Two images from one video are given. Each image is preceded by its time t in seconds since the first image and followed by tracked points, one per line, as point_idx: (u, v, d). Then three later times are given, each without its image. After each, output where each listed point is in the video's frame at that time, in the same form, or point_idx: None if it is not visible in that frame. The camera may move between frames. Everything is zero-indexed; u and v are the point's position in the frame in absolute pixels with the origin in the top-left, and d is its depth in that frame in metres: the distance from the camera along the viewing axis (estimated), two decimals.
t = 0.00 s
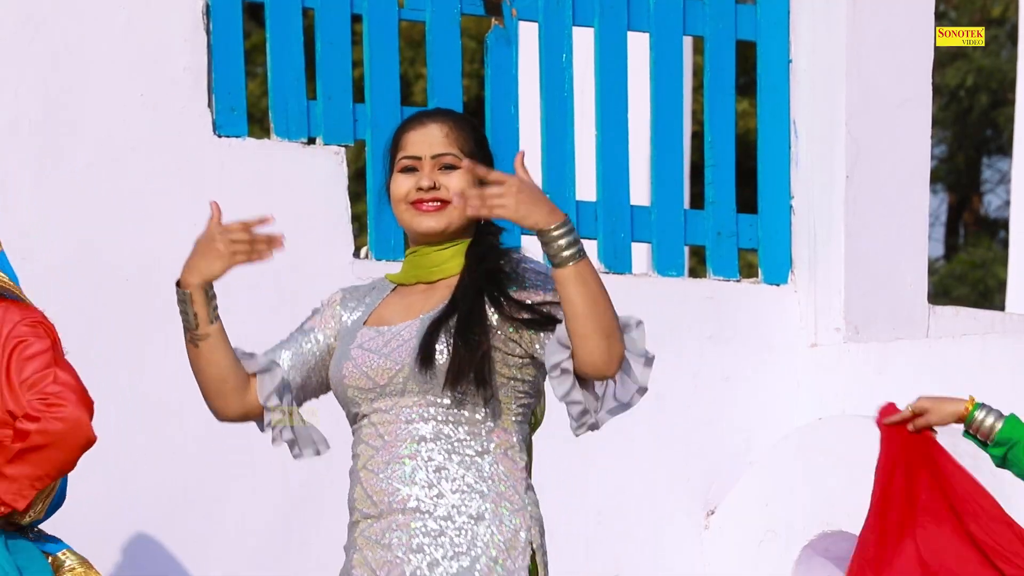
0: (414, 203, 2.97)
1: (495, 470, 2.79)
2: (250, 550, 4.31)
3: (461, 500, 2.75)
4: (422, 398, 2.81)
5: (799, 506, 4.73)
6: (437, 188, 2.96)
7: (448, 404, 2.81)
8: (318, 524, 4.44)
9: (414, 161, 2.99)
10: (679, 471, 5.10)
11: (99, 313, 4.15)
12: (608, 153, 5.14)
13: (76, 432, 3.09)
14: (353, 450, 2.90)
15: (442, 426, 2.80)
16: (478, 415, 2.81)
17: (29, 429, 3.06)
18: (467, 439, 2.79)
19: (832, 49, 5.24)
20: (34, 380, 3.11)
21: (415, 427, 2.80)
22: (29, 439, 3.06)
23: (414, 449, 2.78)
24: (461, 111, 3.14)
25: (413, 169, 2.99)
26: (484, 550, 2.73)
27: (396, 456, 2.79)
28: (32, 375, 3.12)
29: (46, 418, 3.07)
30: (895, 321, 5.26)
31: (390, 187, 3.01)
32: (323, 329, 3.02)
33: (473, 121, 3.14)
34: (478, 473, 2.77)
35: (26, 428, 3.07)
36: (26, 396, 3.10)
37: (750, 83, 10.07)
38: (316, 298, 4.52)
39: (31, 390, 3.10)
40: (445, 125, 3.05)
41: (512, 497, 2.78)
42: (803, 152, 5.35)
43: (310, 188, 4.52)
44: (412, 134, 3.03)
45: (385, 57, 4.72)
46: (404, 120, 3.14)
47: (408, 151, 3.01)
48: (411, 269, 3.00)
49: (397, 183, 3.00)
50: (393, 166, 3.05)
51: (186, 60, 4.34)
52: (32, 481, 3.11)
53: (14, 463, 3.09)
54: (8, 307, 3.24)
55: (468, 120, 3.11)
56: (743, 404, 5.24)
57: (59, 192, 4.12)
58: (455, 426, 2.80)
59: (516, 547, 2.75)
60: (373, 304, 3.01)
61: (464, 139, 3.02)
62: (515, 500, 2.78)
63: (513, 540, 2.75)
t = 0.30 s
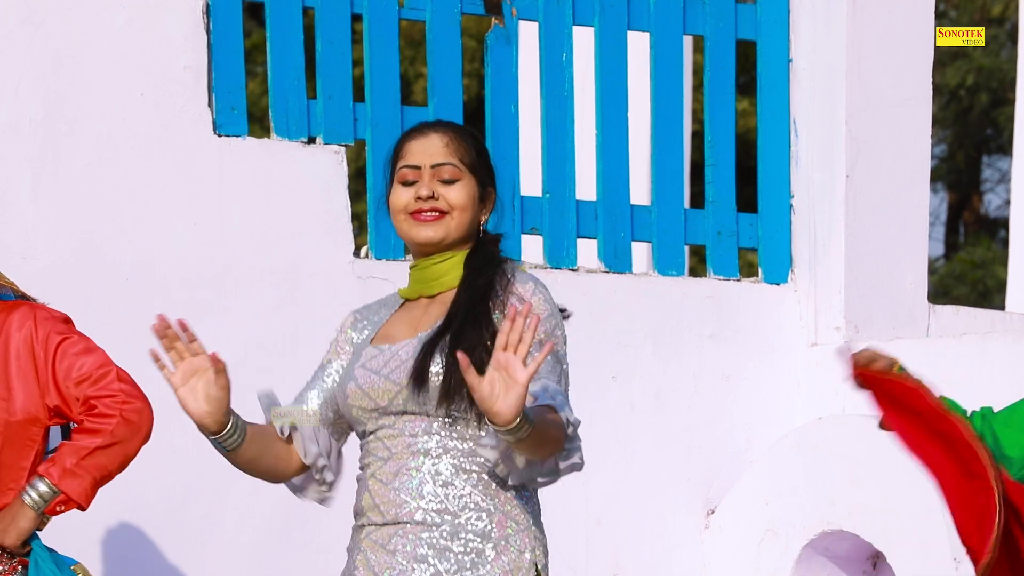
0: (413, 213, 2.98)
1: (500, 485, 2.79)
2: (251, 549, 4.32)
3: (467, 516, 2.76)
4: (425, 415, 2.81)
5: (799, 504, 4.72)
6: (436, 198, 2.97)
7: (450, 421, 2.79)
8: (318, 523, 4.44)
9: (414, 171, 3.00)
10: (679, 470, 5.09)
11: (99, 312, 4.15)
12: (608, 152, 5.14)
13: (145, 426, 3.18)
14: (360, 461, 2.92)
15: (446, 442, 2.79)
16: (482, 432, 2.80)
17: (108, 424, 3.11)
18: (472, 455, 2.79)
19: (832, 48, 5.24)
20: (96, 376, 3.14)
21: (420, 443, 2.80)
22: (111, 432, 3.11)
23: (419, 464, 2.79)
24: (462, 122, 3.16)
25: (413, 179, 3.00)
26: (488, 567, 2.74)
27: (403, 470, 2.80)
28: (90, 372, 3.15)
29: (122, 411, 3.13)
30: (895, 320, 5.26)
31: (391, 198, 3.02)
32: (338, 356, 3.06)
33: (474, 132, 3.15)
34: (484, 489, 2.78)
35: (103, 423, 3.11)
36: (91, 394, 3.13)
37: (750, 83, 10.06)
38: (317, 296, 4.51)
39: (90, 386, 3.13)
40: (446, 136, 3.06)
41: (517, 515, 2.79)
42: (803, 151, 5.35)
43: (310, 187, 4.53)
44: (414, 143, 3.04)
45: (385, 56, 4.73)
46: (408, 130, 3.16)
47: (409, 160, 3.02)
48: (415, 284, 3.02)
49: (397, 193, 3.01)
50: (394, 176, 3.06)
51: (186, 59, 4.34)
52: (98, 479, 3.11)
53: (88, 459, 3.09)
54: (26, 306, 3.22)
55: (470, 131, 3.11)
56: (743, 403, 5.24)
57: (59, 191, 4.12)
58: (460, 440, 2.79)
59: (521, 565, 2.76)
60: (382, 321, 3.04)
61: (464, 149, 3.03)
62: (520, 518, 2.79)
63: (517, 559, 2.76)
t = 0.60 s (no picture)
0: (432, 216, 3.00)
1: (487, 449, 2.88)
2: (251, 549, 4.32)
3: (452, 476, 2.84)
4: (418, 382, 2.91)
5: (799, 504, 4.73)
6: (457, 203, 3.00)
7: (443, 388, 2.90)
8: (318, 523, 4.44)
9: (432, 173, 3.01)
10: (679, 470, 5.09)
11: (99, 311, 4.15)
12: (608, 152, 5.14)
13: (160, 424, 3.14)
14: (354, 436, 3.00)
15: (436, 407, 2.89)
16: (473, 396, 2.91)
17: (128, 424, 3.05)
18: (460, 420, 2.89)
19: (833, 48, 5.24)
20: (111, 376, 3.08)
21: (410, 409, 2.89)
22: (130, 433, 3.05)
23: (408, 429, 2.88)
24: (466, 111, 3.15)
25: (431, 181, 3.01)
26: (471, 520, 2.80)
27: (391, 435, 2.89)
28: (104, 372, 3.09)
29: (140, 412, 3.07)
30: (895, 320, 5.26)
31: (407, 198, 3.03)
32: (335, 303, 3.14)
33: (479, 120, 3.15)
34: (470, 451, 2.87)
35: (122, 423, 3.05)
36: (107, 393, 3.07)
37: (750, 82, 10.05)
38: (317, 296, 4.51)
39: (106, 386, 3.07)
40: (459, 134, 3.06)
41: (502, 474, 2.86)
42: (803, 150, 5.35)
43: (311, 186, 4.53)
44: (429, 144, 3.03)
45: (386, 55, 4.73)
46: (412, 122, 3.14)
47: (424, 162, 3.02)
48: (418, 265, 3.08)
49: (414, 194, 3.02)
50: (406, 172, 3.05)
51: (186, 59, 4.34)
52: (115, 478, 3.07)
53: (107, 460, 3.04)
54: (33, 304, 3.15)
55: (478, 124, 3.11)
56: (744, 403, 5.23)
57: (59, 191, 4.12)
58: (449, 406, 2.89)
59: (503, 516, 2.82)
60: (379, 291, 3.11)
61: (480, 149, 3.04)
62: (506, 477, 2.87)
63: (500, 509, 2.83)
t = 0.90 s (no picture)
0: (441, 239, 2.97)
1: (509, 479, 2.83)
2: (251, 550, 4.31)
3: (475, 511, 2.78)
4: (438, 404, 2.85)
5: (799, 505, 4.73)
6: (465, 224, 2.96)
7: (463, 413, 2.84)
8: (318, 523, 4.44)
9: (437, 196, 2.97)
10: (679, 470, 5.09)
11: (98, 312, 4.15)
12: (608, 151, 5.14)
13: (183, 435, 3.13)
14: (369, 459, 2.94)
15: (457, 434, 2.83)
16: (494, 423, 2.85)
17: (147, 433, 3.05)
18: (481, 449, 2.83)
19: (832, 48, 5.24)
20: (136, 384, 3.07)
21: (430, 435, 2.84)
22: (150, 441, 3.05)
23: (428, 457, 2.82)
24: (466, 128, 3.11)
25: (437, 204, 2.97)
26: (496, 561, 2.76)
27: (410, 464, 2.83)
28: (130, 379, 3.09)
29: (161, 420, 3.06)
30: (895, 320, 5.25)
31: (414, 223, 2.99)
32: (346, 332, 3.08)
33: (481, 136, 3.10)
34: (492, 482, 2.81)
35: (142, 431, 3.05)
36: (131, 401, 3.07)
37: (750, 82, 10.05)
38: (317, 297, 4.51)
39: (130, 394, 3.06)
40: (460, 154, 3.02)
41: (525, 508, 2.81)
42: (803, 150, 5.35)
43: (311, 186, 4.53)
44: (432, 166, 3.00)
45: (385, 55, 4.73)
46: (411, 141, 3.10)
47: (429, 185, 2.98)
48: (428, 283, 3.06)
49: (421, 219, 2.98)
50: (411, 198, 3.02)
51: (186, 59, 4.34)
52: (133, 485, 3.07)
53: (126, 466, 3.04)
54: (66, 311, 3.17)
55: (478, 141, 3.07)
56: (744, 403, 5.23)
57: (59, 191, 4.12)
58: (470, 433, 2.84)
59: (528, 559, 2.78)
60: (391, 314, 3.06)
61: (482, 167, 3.00)
62: (529, 512, 2.82)
63: (525, 551, 2.78)
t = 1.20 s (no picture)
0: (438, 235, 2.94)
1: (506, 464, 2.82)
2: (251, 549, 4.31)
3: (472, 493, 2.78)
4: (435, 397, 2.84)
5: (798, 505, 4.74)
6: (463, 222, 2.92)
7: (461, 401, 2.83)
8: (318, 523, 4.44)
9: (435, 194, 2.92)
10: (679, 470, 5.09)
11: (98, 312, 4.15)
12: (607, 151, 5.14)
13: (178, 437, 3.10)
14: (366, 445, 2.93)
15: (454, 421, 2.83)
16: (491, 411, 2.85)
17: (141, 434, 3.03)
18: (479, 434, 2.83)
19: (832, 48, 5.24)
20: (132, 385, 3.06)
21: (428, 422, 2.83)
22: (142, 442, 3.03)
23: (426, 442, 2.81)
24: (462, 117, 3.03)
25: (434, 201, 2.93)
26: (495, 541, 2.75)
27: (408, 448, 2.82)
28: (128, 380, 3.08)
29: (156, 421, 3.05)
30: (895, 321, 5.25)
31: (411, 218, 2.95)
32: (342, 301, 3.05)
33: (478, 126, 3.03)
34: (490, 466, 2.80)
35: (135, 432, 3.03)
36: (128, 402, 3.05)
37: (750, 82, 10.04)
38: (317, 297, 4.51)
39: (126, 394, 3.05)
40: (459, 149, 2.96)
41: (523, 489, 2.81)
42: (803, 150, 5.35)
43: (311, 186, 4.53)
44: (430, 163, 2.94)
45: (385, 55, 4.73)
46: (406, 133, 3.04)
47: (427, 182, 2.93)
48: (423, 270, 3.03)
49: (418, 215, 2.94)
50: (408, 191, 2.97)
51: (186, 59, 4.34)
52: (128, 488, 3.04)
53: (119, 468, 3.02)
54: (70, 312, 3.18)
55: (472, 133, 3.01)
56: (743, 403, 5.23)
57: (59, 191, 4.12)
58: (467, 420, 2.83)
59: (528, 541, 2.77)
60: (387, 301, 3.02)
61: (480, 162, 2.94)
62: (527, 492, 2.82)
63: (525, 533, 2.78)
